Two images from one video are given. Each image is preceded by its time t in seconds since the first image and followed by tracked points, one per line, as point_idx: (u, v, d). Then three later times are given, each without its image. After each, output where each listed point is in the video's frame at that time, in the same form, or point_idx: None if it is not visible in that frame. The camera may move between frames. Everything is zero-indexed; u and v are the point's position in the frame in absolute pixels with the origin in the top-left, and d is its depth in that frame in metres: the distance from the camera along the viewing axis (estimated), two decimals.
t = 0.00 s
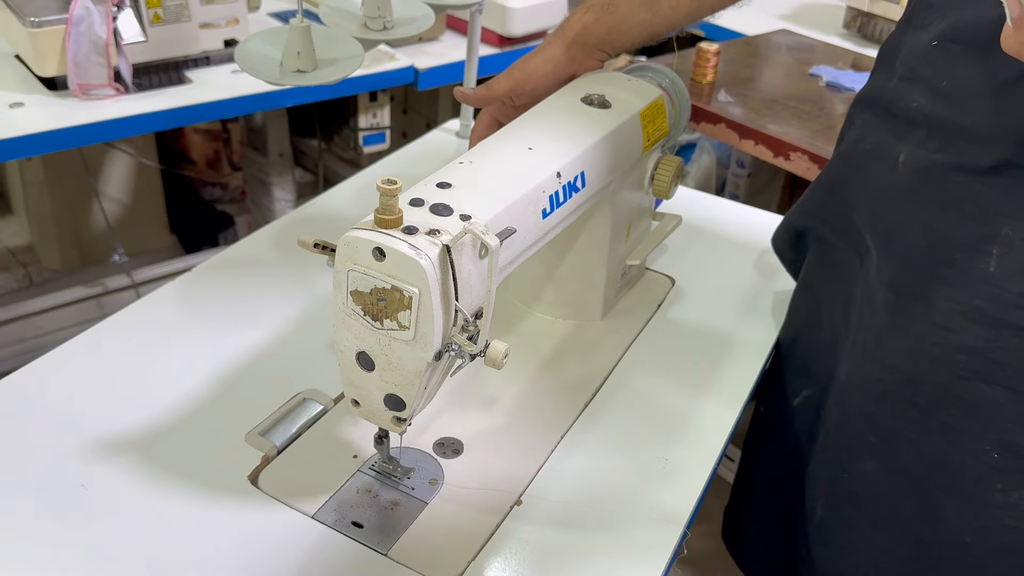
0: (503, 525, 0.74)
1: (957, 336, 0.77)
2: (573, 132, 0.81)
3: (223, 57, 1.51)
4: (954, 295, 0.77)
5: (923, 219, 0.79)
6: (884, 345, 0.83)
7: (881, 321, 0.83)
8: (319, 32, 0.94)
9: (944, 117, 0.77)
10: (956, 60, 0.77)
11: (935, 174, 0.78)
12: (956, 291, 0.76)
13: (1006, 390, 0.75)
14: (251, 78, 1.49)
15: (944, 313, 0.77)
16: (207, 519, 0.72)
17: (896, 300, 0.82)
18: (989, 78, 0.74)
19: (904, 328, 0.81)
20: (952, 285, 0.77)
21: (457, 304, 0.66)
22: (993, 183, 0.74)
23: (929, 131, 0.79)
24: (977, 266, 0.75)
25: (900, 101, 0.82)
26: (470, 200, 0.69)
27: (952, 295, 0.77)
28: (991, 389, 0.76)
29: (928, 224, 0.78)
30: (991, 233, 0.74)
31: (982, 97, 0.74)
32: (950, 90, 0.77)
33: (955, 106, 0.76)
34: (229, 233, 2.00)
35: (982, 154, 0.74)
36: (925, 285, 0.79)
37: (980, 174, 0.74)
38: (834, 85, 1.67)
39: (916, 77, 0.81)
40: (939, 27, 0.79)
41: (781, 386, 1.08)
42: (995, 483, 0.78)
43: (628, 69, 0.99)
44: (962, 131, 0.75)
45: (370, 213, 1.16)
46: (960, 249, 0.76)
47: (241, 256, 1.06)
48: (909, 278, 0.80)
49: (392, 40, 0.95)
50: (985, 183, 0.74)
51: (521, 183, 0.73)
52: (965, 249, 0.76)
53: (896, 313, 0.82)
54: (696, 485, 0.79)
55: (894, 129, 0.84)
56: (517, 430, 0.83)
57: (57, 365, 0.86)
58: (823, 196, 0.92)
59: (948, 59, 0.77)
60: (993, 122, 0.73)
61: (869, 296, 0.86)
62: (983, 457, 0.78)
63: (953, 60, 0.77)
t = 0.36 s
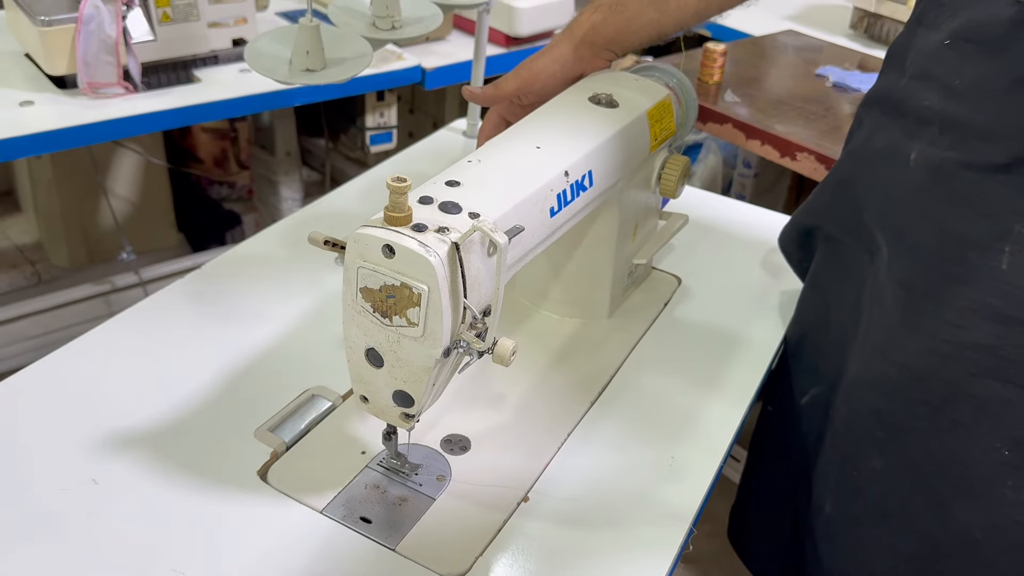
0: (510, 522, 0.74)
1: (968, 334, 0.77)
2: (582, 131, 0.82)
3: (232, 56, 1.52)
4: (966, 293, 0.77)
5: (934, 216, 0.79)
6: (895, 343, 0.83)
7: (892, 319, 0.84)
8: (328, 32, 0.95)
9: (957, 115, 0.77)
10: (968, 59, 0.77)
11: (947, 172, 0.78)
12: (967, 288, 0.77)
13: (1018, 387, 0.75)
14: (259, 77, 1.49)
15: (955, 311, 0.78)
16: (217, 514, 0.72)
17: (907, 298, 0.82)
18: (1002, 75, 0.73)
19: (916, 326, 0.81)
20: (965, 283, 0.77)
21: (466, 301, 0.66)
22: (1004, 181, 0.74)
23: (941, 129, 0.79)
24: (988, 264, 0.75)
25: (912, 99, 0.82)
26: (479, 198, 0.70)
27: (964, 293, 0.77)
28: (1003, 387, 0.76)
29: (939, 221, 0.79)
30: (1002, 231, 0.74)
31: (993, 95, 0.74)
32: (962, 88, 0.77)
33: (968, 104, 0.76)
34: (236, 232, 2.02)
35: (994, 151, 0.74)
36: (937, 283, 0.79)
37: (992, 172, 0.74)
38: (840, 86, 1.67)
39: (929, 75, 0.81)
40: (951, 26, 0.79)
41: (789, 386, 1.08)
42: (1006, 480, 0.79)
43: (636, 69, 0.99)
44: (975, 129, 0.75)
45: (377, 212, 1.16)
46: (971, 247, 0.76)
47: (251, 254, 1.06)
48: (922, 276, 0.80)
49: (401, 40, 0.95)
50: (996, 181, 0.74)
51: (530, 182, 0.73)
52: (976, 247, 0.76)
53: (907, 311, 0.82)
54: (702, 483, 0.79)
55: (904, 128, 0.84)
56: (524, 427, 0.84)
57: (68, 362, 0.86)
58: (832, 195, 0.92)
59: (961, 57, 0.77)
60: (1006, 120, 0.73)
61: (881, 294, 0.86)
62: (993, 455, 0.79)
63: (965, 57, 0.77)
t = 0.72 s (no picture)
0: (522, 511, 0.75)
1: (983, 325, 0.78)
2: (595, 123, 0.82)
3: (243, 51, 1.53)
4: (984, 286, 0.78)
5: (949, 207, 0.79)
6: (910, 335, 0.84)
7: (906, 311, 0.84)
8: (341, 26, 0.96)
9: (974, 107, 0.77)
10: (985, 51, 0.77)
11: (964, 163, 0.78)
12: (984, 279, 0.77)
13: None
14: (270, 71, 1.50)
15: (973, 302, 0.78)
16: (233, 502, 0.73)
17: (923, 291, 0.82)
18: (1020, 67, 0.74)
19: (932, 318, 0.81)
20: (983, 276, 0.78)
21: (480, 291, 0.67)
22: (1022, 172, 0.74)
23: (957, 121, 0.79)
24: (1005, 255, 0.76)
25: (928, 91, 0.82)
26: (493, 188, 0.70)
27: (981, 284, 0.78)
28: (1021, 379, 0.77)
29: (956, 213, 0.79)
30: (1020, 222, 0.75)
31: (1011, 87, 0.74)
32: (979, 80, 0.77)
33: (986, 96, 0.76)
34: (245, 227, 2.01)
35: (1010, 143, 0.74)
36: (953, 275, 0.80)
37: (1009, 163, 0.75)
38: (850, 82, 1.67)
39: (945, 67, 0.80)
40: (969, 18, 0.78)
41: (799, 380, 1.08)
42: (1020, 470, 0.80)
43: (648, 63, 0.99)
44: (993, 121, 0.75)
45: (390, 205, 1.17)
46: (988, 238, 0.77)
47: (264, 247, 1.07)
48: (937, 269, 0.81)
49: (413, 33, 0.95)
50: (1014, 172, 0.75)
51: (543, 173, 0.74)
52: (993, 238, 0.76)
53: (923, 303, 0.82)
54: (713, 474, 0.80)
55: (919, 120, 0.84)
56: (536, 418, 0.84)
57: (83, 352, 0.87)
58: (846, 189, 0.92)
59: (978, 48, 0.77)
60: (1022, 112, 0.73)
61: (895, 287, 0.86)
62: (1008, 445, 0.79)
63: (981, 49, 0.77)
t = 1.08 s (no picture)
0: (529, 509, 0.75)
1: (994, 324, 0.78)
2: (602, 121, 0.82)
3: (249, 49, 1.53)
4: (994, 283, 0.78)
5: (960, 204, 0.79)
6: (920, 333, 0.84)
7: (915, 309, 0.84)
8: (349, 23, 0.96)
9: (986, 103, 0.77)
10: (996, 46, 0.77)
11: (975, 160, 0.78)
12: (994, 276, 0.78)
13: None
14: (277, 68, 1.50)
15: (983, 301, 0.78)
16: (241, 498, 0.73)
17: (933, 289, 0.82)
18: None
19: (942, 317, 0.81)
20: (994, 273, 0.78)
21: (488, 288, 0.67)
22: None
23: (968, 117, 0.79)
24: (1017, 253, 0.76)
25: (938, 87, 0.82)
26: (501, 185, 0.70)
27: (991, 281, 0.78)
28: None
29: (967, 210, 0.79)
30: None
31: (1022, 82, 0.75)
32: (990, 76, 0.77)
33: (997, 92, 0.76)
34: (248, 225, 2.03)
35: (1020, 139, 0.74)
36: (964, 272, 0.80)
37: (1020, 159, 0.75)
38: (856, 81, 1.66)
39: (957, 63, 0.80)
40: (980, 13, 0.78)
41: (805, 379, 1.08)
42: None
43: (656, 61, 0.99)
44: (1004, 116, 0.76)
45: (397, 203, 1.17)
46: (999, 236, 0.77)
47: (270, 244, 1.07)
48: (947, 266, 0.81)
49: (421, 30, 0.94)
50: None
51: (551, 171, 0.74)
52: (1004, 236, 0.77)
53: (933, 301, 0.82)
54: (719, 473, 0.80)
55: (930, 118, 0.83)
56: (543, 415, 0.84)
57: (91, 348, 0.87)
58: (855, 187, 0.92)
59: (989, 43, 0.77)
60: None
61: (904, 285, 0.86)
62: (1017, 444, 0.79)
63: (992, 44, 0.77)
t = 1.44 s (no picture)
0: (534, 511, 0.74)
1: (1006, 323, 0.77)
2: (609, 121, 0.82)
3: (251, 48, 1.53)
4: (1005, 280, 0.77)
5: (971, 201, 0.79)
6: (931, 332, 0.83)
7: (926, 307, 0.84)
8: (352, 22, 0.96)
9: (999, 96, 0.77)
10: (1007, 38, 0.77)
11: (989, 155, 0.78)
12: (1005, 275, 0.77)
13: None
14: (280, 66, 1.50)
15: (995, 299, 0.78)
16: (245, 500, 0.73)
17: (945, 288, 0.82)
18: None
19: (954, 315, 0.81)
20: (1005, 270, 0.77)
21: (494, 289, 0.66)
22: None
23: (978, 111, 0.79)
24: None
25: (948, 80, 0.82)
26: (507, 185, 0.70)
27: (1002, 279, 0.77)
28: None
29: (980, 207, 0.79)
30: None
31: None
32: (1002, 69, 0.77)
33: (1008, 85, 0.77)
34: (251, 224, 2.03)
35: None
36: (976, 271, 0.79)
37: None
38: (861, 81, 1.66)
39: (967, 56, 0.80)
40: (988, 6, 0.79)
41: (811, 381, 1.07)
42: None
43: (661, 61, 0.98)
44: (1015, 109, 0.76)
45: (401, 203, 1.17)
46: (1013, 233, 0.77)
47: (273, 244, 1.07)
48: (959, 265, 0.80)
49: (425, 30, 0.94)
50: None
51: (557, 171, 0.73)
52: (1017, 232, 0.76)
53: (945, 299, 0.82)
54: (725, 474, 0.79)
55: (939, 115, 0.83)
56: (549, 417, 0.84)
57: (94, 348, 0.87)
58: (862, 186, 0.91)
59: (999, 36, 0.78)
60: None
61: (914, 283, 0.86)
62: None
63: (1001, 37, 0.77)
